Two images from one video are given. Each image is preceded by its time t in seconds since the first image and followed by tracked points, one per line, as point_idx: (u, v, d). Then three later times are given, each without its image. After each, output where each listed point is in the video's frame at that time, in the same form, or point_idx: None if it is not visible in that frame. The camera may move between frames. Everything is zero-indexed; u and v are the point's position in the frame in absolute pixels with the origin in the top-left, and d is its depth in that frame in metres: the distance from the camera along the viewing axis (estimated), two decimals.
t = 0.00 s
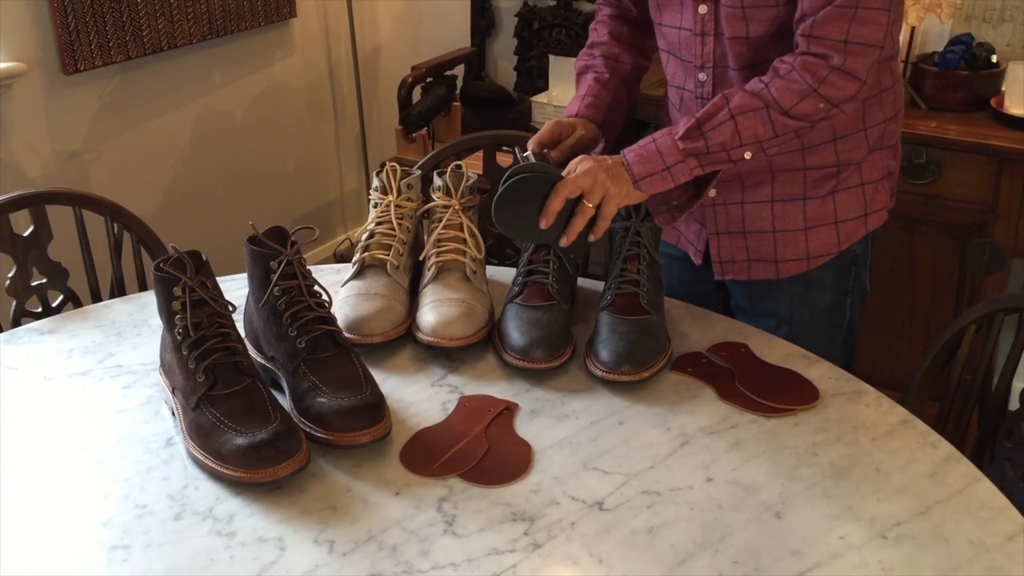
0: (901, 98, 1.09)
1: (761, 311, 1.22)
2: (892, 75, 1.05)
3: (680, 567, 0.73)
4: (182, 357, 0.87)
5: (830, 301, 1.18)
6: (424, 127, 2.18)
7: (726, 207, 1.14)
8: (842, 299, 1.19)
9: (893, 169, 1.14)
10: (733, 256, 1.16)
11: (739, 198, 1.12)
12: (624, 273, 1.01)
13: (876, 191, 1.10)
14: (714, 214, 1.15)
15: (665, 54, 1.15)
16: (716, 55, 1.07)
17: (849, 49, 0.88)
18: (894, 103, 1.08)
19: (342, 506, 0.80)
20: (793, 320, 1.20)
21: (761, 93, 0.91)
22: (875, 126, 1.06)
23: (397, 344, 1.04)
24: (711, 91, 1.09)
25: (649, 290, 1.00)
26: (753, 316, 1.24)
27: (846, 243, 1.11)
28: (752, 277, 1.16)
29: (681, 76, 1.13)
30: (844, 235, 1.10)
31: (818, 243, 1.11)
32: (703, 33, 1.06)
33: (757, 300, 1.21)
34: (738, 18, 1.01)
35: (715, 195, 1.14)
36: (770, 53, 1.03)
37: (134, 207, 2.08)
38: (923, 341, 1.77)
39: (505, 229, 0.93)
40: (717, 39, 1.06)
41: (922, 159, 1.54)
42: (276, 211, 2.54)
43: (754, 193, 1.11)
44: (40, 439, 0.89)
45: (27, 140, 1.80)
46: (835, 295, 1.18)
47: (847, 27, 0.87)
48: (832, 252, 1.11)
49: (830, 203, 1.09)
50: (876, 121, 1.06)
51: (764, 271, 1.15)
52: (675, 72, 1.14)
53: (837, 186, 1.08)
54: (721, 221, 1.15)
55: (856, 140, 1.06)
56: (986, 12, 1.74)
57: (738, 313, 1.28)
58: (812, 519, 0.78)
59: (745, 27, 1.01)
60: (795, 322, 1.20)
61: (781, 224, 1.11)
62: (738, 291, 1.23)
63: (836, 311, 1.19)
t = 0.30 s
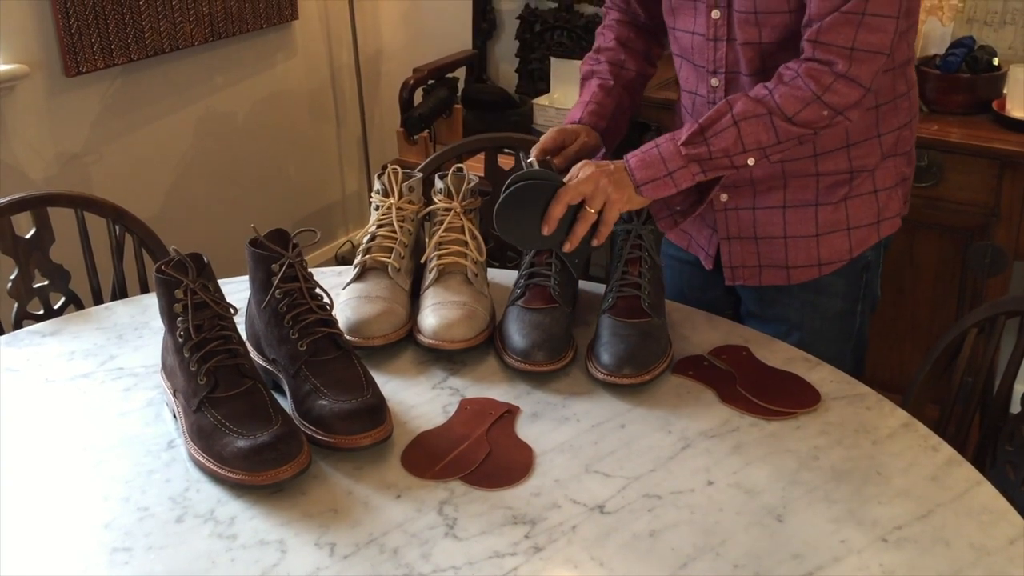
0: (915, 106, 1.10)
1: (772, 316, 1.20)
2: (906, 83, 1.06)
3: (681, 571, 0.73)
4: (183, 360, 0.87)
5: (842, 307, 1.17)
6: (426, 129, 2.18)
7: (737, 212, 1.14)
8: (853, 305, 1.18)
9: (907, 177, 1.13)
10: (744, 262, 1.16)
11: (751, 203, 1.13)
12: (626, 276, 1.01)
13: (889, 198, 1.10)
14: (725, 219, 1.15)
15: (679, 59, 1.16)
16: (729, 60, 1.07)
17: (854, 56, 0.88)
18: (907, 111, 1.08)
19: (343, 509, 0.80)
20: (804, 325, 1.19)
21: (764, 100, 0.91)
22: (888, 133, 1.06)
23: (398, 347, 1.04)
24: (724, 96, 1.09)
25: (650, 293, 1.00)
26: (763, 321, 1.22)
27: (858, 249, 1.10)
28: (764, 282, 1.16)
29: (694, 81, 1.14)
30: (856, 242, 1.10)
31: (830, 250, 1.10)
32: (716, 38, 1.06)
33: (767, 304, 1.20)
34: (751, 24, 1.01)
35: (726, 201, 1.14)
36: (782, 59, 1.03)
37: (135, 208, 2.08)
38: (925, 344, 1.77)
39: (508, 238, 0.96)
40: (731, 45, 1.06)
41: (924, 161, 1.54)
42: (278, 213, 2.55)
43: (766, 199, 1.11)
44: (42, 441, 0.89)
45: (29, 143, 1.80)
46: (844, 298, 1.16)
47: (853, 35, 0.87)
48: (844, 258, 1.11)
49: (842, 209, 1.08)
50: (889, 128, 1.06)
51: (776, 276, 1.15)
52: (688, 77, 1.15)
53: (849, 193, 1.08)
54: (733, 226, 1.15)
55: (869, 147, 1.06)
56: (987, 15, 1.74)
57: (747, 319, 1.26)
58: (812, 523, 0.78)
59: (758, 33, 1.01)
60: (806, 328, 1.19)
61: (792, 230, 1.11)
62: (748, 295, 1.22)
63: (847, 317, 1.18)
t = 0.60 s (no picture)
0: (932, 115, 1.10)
1: (786, 322, 1.20)
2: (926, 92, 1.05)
3: None
4: (186, 363, 0.87)
5: (856, 315, 1.16)
6: (428, 131, 2.18)
7: (753, 219, 1.13)
8: (867, 313, 1.17)
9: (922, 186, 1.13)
10: (759, 268, 1.15)
11: (767, 210, 1.12)
12: (627, 280, 1.01)
13: (904, 207, 1.10)
14: (741, 225, 1.14)
15: (697, 66, 1.15)
16: (749, 68, 1.06)
17: (900, 65, 0.86)
18: (926, 120, 1.08)
19: (344, 513, 0.80)
20: (817, 332, 1.18)
21: (809, 98, 0.89)
22: (907, 142, 1.06)
23: (400, 350, 1.04)
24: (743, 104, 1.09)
25: (652, 297, 1.00)
26: (777, 328, 1.22)
27: (874, 257, 1.11)
28: (778, 289, 1.15)
29: (711, 88, 1.13)
30: (872, 251, 1.10)
31: (846, 258, 1.10)
32: (735, 47, 1.06)
33: (782, 310, 1.19)
34: (774, 34, 1.00)
35: (742, 207, 1.13)
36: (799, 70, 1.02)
37: (138, 211, 2.08)
38: (927, 348, 1.76)
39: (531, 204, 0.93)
40: (751, 53, 1.05)
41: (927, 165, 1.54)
42: (280, 215, 2.55)
43: (782, 206, 1.10)
44: (43, 444, 0.89)
45: (32, 145, 1.81)
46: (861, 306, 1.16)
47: (895, 49, 0.85)
48: (859, 267, 1.11)
49: (860, 218, 1.08)
50: (908, 138, 1.06)
51: (791, 284, 1.14)
52: (705, 84, 1.15)
53: (867, 202, 1.08)
54: (748, 233, 1.14)
55: (889, 157, 1.05)
56: (990, 18, 1.74)
57: (761, 325, 1.26)
58: (814, 527, 0.78)
59: (781, 43, 1.00)
60: (819, 335, 1.18)
61: (808, 238, 1.10)
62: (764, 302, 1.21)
63: (861, 324, 1.18)
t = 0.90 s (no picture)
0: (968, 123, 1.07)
1: (821, 326, 1.17)
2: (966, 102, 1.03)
3: None
4: (188, 365, 0.87)
5: (892, 321, 1.14)
6: (429, 133, 2.18)
7: (790, 225, 1.12)
8: (902, 320, 1.15)
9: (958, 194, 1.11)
10: (797, 275, 1.14)
11: (804, 216, 1.11)
12: (629, 282, 1.01)
13: (941, 214, 1.08)
14: (777, 231, 1.13)
15: (738, 68, 1.12)
16: (799, 76, 1.02)
17: None
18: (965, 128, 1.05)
19: (346, 515, 0.80)
20: (854, 338, 1.15)
21: (975, 83, 0.85)
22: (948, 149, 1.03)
23: (402, 352, 1.05)
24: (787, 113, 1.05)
25: (654, 299, 1.00)
26: (812, 333, 1.19)
27: (914, 265, 1.09)
28: (815, 296, 1.14)
29: (754, 92, 1.10)
30: (911, 258, 1.09)
31: (886, 265, 1.09)
32: (785, 52, 1.02)
33: (818, 316, 1.17)
34: (838, 43, 0.96)
35: (779, 213, 1.13)
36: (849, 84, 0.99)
37: (141, 213, 2.09)
38: (929, 349, 1.76)
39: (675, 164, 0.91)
40: (802, 61, 1.01)
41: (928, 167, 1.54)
42: (282, 217, 2.55)
43: (820, 212, 1.09)
44: (46, 446, 0.89)
45: (35, 148, 1.81)
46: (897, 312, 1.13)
47: None
48: (899, 274, 1.09)
49: (900, 224, 1.06)
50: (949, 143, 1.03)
51: (828, 290, 1.13)
52: (745, 87, 1.11)
53: (907, 208, 1.06)
54: (785, 239, 1.13)
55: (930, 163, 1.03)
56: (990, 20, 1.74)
57: (792, 329, 1.23)
58: (817, 529, 0.78)
59: (845, 54, 0.96)
60: (855, 340, 1.16)
61: (847, 243, 1.08)
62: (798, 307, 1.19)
63: (895, 330, 1.15)
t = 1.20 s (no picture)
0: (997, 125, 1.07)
1: (851, 328, 1.18)
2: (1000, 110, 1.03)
3: None
4: (189, 364, 0.87)
5: (922, 324, 1.15)
6: (430, 133, 2.18)
7: (821, 231, 1.12)
8: (930, 322, 1.16)
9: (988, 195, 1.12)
10: (829, 282, 1.14)
11: (835, 222, 1.11)
12: (630, 281, 1.01)
13: (976, 217, 1.08)
14: (809, 237, 1.13)
15: (769, 71, 1.12)
16: (834, 78, 1.02)
17: None
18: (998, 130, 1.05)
19: (347, 514, 0.80)
20: (884, 341, 1.16)
21: None
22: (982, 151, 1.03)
23: (402, 352, 1.05)
24: (821, 115, 1.04)
25: (654, 298, 1.00)
26: (841, 334, 1.20)
27: (948, 269, 1.09)
28: (848, 303, 1.14)
29: (785, 95, 1.09)
30: (945, 262, 1.09)
31: (921, 270, 1.09)
32: (820, 54, 1.02)
33: (848, 319, 1.17)
34: (876, 44, 0.97)
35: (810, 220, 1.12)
36: (888, 89, 0.99)
37: (141, 212, 2.09)
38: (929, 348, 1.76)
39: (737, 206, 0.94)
40: (837, 62, 1.01)
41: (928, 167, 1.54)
42: (282, 217, 2.56)
43: (852, 217, 1.09)
44: (48, 445, 0.89)
45: (36, 147, 1.81)
46: (927, 313, 1.14)
47: None
48: (934, 278, 1.09)
49: (935, 227, 1.06)
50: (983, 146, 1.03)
51: (862, 296, 1.13)
52: (776, 90, 1.11)
53: (942, 212, 1.05)
54: (816, 245, 1.13)
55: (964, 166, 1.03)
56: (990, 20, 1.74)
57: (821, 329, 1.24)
58: (817, 528, 0.78)
59: (883, 54, 0.97)
60: (884, 343, 1.16)
61: (880, 248, 1.08)
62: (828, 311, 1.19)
63: (924, 332, 1.16)
